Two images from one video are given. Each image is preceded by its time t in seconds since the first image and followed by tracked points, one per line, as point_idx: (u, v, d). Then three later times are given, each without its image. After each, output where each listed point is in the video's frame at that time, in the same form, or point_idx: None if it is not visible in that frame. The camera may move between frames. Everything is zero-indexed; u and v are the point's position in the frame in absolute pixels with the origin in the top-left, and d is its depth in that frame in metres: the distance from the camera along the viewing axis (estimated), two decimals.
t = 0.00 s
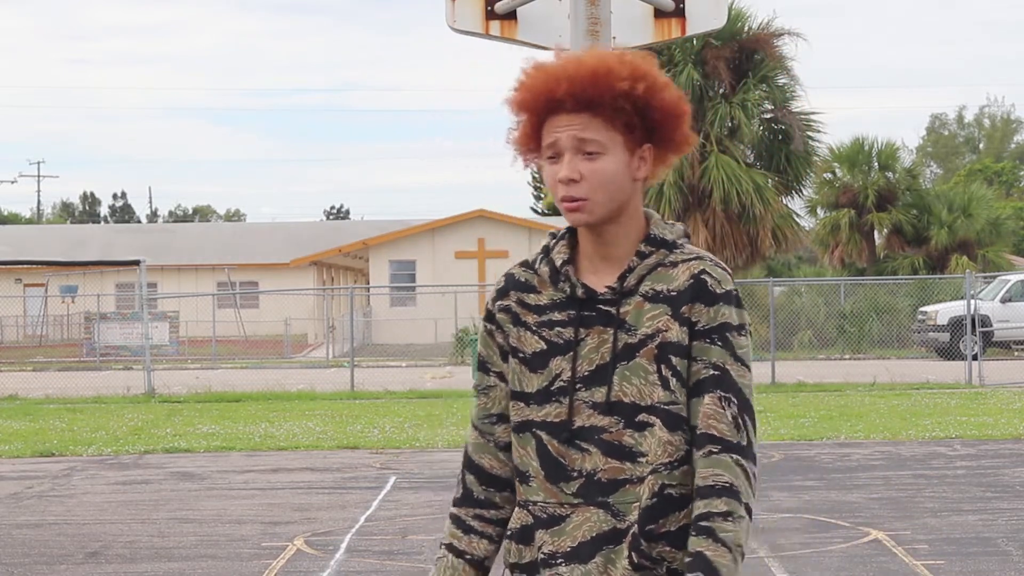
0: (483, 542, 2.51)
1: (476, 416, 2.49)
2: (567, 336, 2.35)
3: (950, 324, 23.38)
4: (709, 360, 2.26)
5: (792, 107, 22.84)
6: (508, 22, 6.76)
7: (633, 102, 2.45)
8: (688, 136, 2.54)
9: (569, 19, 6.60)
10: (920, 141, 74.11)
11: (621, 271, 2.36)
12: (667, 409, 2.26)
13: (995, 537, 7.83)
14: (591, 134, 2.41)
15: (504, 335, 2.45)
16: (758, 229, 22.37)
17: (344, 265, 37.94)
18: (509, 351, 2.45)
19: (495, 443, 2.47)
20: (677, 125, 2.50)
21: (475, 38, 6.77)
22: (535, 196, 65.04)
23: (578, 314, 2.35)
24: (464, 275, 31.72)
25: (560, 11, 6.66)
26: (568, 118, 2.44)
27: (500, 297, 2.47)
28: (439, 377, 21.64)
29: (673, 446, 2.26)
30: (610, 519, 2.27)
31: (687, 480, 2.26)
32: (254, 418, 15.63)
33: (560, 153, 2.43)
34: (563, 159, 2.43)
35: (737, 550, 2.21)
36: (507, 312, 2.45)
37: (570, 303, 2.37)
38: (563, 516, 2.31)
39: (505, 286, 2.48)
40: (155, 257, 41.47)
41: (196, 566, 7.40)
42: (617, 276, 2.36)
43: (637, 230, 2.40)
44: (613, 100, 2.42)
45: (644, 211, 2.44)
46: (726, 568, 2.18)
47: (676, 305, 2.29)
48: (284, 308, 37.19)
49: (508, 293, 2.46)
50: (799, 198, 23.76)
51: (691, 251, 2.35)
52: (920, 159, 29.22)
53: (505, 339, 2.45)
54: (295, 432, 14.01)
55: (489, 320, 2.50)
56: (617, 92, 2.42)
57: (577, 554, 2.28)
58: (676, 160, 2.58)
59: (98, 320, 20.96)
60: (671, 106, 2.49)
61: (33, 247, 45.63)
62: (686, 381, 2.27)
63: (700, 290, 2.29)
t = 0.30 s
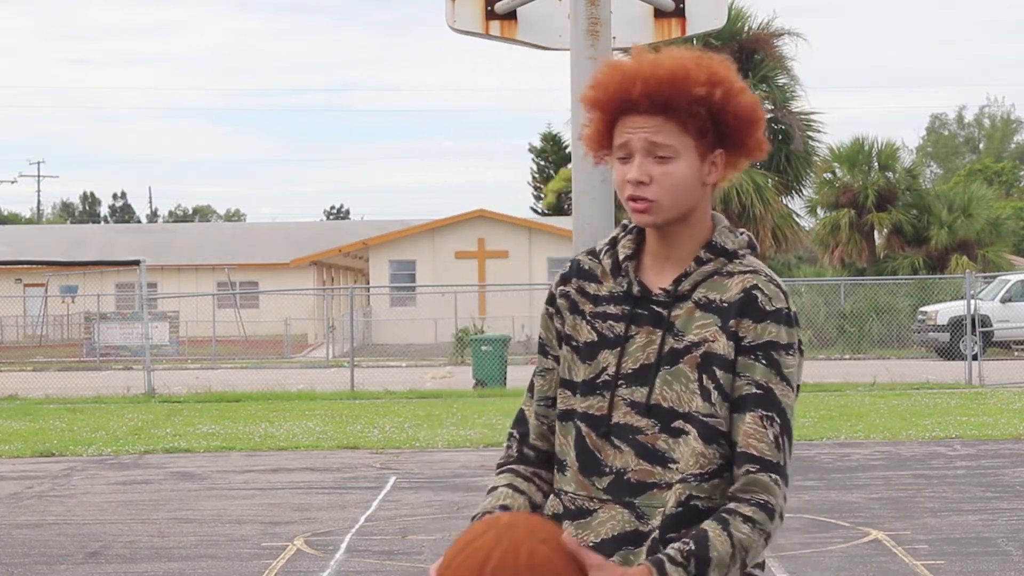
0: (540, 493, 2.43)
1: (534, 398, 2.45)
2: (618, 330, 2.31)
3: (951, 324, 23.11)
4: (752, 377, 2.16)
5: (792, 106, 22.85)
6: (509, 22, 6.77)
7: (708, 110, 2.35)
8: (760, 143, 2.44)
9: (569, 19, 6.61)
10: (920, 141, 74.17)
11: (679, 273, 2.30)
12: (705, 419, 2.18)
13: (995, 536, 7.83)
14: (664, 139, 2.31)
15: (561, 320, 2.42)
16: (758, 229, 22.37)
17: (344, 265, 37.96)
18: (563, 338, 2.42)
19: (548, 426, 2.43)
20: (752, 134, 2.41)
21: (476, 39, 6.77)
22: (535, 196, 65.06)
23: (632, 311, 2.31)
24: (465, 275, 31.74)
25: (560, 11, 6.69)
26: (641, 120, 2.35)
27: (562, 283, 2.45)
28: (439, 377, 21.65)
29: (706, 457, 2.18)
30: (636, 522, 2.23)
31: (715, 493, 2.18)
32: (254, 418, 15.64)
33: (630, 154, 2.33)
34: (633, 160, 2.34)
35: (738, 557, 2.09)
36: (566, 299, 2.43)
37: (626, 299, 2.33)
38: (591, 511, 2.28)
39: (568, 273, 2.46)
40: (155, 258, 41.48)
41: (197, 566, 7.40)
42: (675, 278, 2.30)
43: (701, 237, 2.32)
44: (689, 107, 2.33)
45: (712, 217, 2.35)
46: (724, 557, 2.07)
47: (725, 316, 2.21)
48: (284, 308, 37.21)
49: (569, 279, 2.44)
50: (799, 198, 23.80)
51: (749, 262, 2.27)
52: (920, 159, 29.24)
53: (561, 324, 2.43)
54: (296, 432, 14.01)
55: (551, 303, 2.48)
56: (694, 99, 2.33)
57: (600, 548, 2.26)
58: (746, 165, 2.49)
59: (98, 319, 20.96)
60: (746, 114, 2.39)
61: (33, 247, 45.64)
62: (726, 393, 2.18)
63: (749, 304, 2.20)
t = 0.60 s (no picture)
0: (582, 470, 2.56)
1: (572, 395, 2.63)
2: (652, 330, 2.42)
3: (950, 324, 23.16)
4: (798, 386, 2.27)
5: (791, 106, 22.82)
6: (509, 22, 6.79)
7: (748, 118, 2.44)
8: (797, 150, 2.54)
9: (568, 19, 6.60)
10: (921, 141, 74.18)
11: (714, 276, 2.39)
12: (739, 426, 2.29)
13: (995, 537, 7.83)
14: (700, 147, 2.40)
15: (599, 316, 2.55)
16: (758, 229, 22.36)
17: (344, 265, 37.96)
18: (601, 334, 2.55)
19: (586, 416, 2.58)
20: (789, 141, 2.51)
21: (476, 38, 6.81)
22: (535, 196, 65.06)
23: (667, 311, 2.41)
24: (465, 275, 31.75)
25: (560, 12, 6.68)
26: (679, 128, 2.44)
27: (598, 279, 2.58)
28: (439, 377, 21.64)
29: (737, 462, 2.29)
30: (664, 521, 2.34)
31: (743, 497, 2.31)
32: (254, 418, 15.63)
33: (667, 160, 2.42)
34: (670, 166, 2.43)
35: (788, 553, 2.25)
36: (603, 295, 2.55)
37: (661, 299, 2.43)
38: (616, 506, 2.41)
39: (605, 269, 2.57)
40: (155, 258, 41.46)
41: (196, 566, 7.40)
42: (709, 281, 2.39)
43: (738, 239, 2.40)
44: (728, 115, 2.41)
45: (749, 219, 2.43)
46: (786, 540, 2.23)
47: (762, 322, 2.29)
48: (284, 308, 37.20)
49: (606, 276, 2.56)
50: (799, 198, 23.79)
51: (785, 266, 2.35)
52: (920, 159, 29.24)
53: (599, 320, 2.55)
54: (295, 432, 14.00)
55: (589, 298, 2.60)
56: (732, 108, 2.42)
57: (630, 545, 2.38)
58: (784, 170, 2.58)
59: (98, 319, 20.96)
60: (784, 123, 2.49)
61: (33, 247, 45.62)
62: (761, 399, 2.29)
63: (786, 311, 2.28)
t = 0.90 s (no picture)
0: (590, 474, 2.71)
1: (584, 398, 2.81)
2: (666, 330, 2.54)
3: (950, 324, 23.16)
4: (815, 384, 2.40)
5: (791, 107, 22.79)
6: (508, 22, 6.78)
7: (764, 114, 2.55)
8: (811, 147, 2.65)
9: (569, 19, 6.61)
10: (921, 141, 74.19)
11: (728, 276, 2.52)
12: (755, 425, 2.41)
13: (995, 536, 7.83)
14: (717, 141, 2.51)
15: (611, 318, 2.69)
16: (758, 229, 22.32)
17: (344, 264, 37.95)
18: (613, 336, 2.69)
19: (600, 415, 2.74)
20: (804, 138, 2.62)
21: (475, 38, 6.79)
22: (535, 195, 65.04)
23: (679, 311, 2.54)
24: (465, 276, 31.73)
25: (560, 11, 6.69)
26: (696, 123, 2.54)
27: (610, 281, 2.70)
28: (439, 377, 21.63)
29: (753, 462, 2.42)
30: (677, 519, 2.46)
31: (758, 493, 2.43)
32: (254, 418, 15.63)
33: (685, 155, 2.53)
34: (687, 160, 2.53)
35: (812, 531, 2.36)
36: (613, 297, 2.68)
37: (674, 298, 2.55)
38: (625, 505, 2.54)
39: (616, 269, 2.70)
40: (155, 257, 41.44)
41: (196, 566, 7.40)
42: (723, 280, 2.52)
43: (750, 238, 2.53)
44: (744, 111, 2.52)
45: (762, 218, 2.56)
46: (803, 517, 2.35)
47: (777, 322, 2.42)
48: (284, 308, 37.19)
49: (616, 277, 2.69)
50: (799, 198, 23.77)
51: (799, 265, 2.48)
52: (920, 159, 29.23)
53: (611, 323, 2.69)
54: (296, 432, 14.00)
55: (601, 301, 2.73)
56: (749, 103, 2.53)
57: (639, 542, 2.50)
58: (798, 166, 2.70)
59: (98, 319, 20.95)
60: (800, 118, 2.60)
61: (33, 247, 45.60)
62: (777, 397, 2.41)
63: (802, 310, 2.41)
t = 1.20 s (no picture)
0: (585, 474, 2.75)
1: (585, 396, 2.85)
2: (661, 329, 2.58)
3: (950, 324, 23.20)
4: (809, 390, 2.40)
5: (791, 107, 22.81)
6: (508, 22, 6.78)
7: (769, 115, 2.57)
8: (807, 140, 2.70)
9: (568, 19, 6.60)
10: (921, 142, 74.21)
11: (722, 276, 2.53)
12: (748, 429, 2.43)
13: (995, 536, 7.83)
14: (731, 146, 2.51)
15: (608, 316, 2.73)
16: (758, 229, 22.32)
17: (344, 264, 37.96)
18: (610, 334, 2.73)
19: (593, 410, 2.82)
20: (803, 133, 2.66)
21: (475, 38, 6.81)
22: (536, 195, 65.05)
23: (674, 312, 2.56)
24: (465, 276, 31.74)
25: (560, 12, 6.68)
26: (708, 129, 2.54)
27: (607, 279, 2.74)
28: (439, 377, 21.63)
29: (746, 465, 2.43)
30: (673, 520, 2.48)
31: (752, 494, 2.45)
32: (254, 418, 15.64)
33: (696, 162, 2.52)
34: (697, 168, 2.53)
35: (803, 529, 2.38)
36: (610, 295, 2.73)
37: (669, 298, 2.58)
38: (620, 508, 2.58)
39: (612, 269, 2.74)
40: (155, 258, 41.45)
41: (196, 566, 7.40)
42: (718, 281, 2.53)
43: (745, 238, 2.52)
44: (753, 114, 2.54)
45: (758, 218, 2.54)
46: (799, 518, 2.36)
47: (769, 326, 2.42)
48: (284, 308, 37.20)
49: (612, 277, 2.73)
50: (799, 198, 23.78)
51: (792, 267, 2.47)
52: (920, 159, 29.23)
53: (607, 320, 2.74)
54: (296, 432, 14.00)
55: (598, 299, 2.78)
56: (757, 105, 2.55)
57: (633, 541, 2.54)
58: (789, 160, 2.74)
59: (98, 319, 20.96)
60: (800, 115, 2.64)
61: (33, 247, 45.60)
62: (771, 401, 2.42)
63: (793, 314, 2.41)
